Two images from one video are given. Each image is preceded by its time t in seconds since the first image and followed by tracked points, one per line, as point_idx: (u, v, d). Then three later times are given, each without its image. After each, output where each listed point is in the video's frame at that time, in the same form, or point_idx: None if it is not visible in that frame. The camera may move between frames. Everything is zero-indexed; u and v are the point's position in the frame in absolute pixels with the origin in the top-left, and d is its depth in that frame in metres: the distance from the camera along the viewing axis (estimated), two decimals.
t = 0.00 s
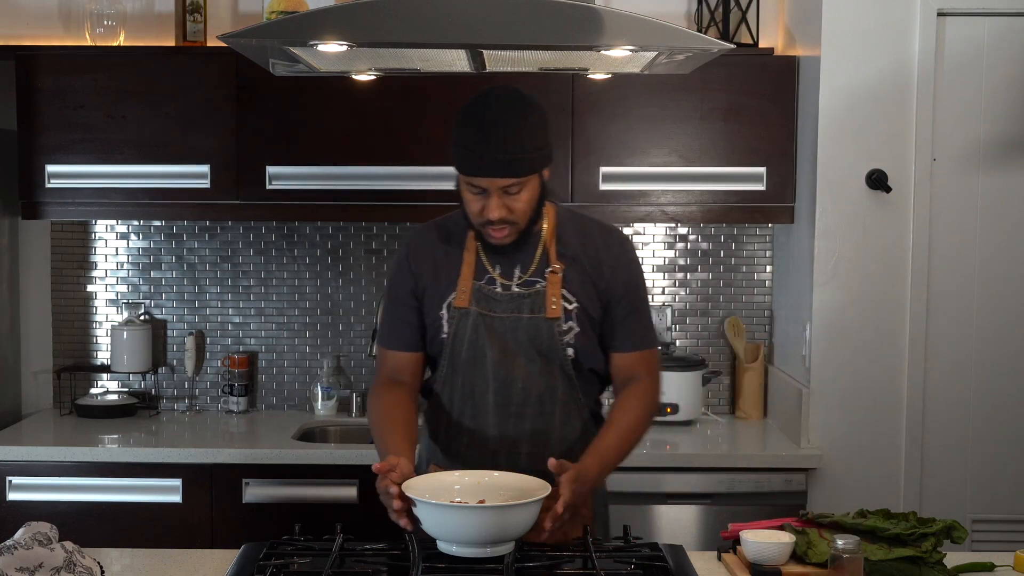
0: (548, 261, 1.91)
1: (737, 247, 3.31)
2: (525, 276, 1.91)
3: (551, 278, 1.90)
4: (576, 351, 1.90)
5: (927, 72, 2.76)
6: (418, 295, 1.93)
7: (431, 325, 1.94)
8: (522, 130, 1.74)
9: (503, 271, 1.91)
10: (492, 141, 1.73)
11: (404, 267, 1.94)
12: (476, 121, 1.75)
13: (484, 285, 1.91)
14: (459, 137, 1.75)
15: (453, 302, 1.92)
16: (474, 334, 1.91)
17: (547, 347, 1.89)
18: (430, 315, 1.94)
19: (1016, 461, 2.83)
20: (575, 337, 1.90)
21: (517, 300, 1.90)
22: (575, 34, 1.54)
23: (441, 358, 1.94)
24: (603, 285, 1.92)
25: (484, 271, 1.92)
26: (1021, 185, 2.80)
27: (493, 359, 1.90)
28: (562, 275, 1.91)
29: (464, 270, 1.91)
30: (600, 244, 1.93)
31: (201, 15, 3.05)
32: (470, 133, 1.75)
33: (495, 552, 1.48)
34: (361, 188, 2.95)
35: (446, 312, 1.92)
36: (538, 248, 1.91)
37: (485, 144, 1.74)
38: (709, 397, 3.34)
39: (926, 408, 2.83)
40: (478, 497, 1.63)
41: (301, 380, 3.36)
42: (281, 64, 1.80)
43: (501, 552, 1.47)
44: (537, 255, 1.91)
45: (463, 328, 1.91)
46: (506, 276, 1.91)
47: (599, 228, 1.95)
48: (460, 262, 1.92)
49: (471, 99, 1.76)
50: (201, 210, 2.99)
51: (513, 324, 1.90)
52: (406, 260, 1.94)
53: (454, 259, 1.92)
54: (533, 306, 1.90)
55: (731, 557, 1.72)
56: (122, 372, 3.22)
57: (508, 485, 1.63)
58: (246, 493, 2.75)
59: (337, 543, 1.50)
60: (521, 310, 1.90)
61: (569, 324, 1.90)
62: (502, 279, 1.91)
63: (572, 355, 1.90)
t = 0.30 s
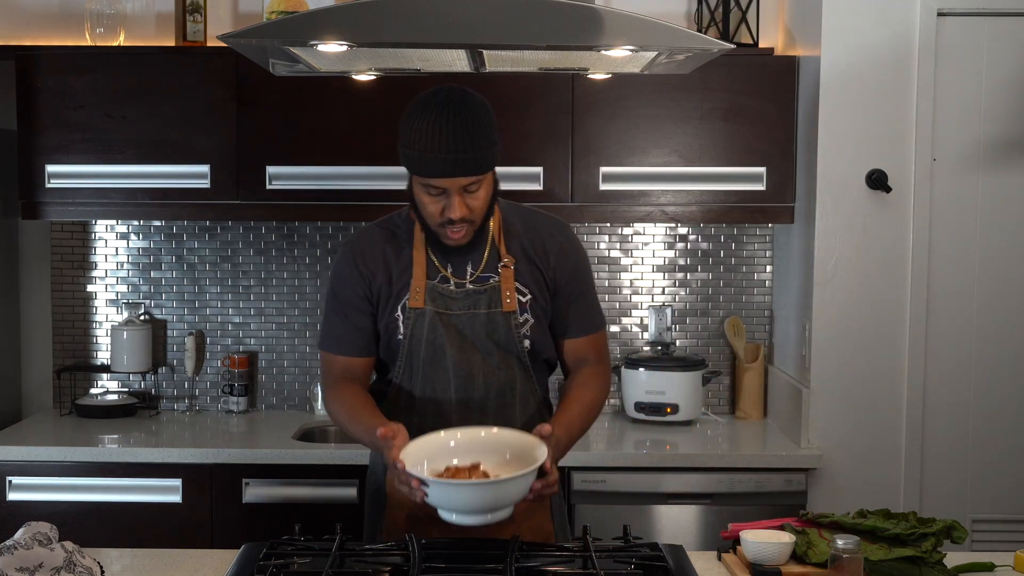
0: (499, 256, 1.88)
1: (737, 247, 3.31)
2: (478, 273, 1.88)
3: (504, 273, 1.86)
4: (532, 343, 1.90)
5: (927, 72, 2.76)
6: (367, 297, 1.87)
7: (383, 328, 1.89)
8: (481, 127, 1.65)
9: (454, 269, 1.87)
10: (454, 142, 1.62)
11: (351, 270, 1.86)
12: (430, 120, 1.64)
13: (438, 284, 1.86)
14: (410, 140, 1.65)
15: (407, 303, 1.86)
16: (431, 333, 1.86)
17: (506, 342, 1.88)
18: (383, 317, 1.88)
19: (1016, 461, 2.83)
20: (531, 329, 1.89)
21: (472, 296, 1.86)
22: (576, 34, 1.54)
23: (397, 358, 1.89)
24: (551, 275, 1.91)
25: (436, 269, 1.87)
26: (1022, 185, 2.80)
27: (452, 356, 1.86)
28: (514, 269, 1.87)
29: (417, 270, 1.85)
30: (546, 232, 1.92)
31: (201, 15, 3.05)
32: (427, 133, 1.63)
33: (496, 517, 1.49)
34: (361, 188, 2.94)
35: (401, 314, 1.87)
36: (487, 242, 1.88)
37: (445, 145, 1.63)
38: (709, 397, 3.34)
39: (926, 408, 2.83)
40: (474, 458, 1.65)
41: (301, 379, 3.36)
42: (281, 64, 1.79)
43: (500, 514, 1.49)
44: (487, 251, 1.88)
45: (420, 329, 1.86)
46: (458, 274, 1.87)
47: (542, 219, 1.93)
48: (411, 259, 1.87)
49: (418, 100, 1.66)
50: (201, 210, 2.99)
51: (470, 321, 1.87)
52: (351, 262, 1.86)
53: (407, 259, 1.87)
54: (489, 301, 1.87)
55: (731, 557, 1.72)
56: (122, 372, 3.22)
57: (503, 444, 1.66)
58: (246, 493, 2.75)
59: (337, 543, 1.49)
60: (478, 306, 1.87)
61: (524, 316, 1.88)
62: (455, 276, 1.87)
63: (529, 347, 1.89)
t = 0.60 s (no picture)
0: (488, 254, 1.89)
1: (737, 247, 3.31)
2: (467, 271, 1.88)
3: (493, 270, 1.87)
4: (522, 341, 1.90)
5: (927, 72, 2.76)
6: (356, 295, 1.87)
7: (371, 327, 1.88)
8: (473, 127, 1.65)
9: (443, 269, 1.87)
10: (447, 142, 1.62)
11: (339, 267, 1.86)
12: (422, 121, 1.64)
13: (427, 283, 1.86)
14: (403, 141, 1.65)
15: (397, 302, 1.85)
16: (420, 332, 1.85)
17: (494, 339, 1.88)
18: (371, 316, 1.88)
19: (1016, 461, 2.83)
20: (520, 327, 1.89)
21: (462, 295, 1.86)
22: (575, 34, 1.54)
23: (385, 357, 1.89)
24: (539, 274, 1.92)
25: (425, 268, 1.87)
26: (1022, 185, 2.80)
27: (442, 354, 1.86)
28: (503, 268, 1.88)
29: (406, 268, 1.85)
30: (534, 229, 1.92)
31: (201, 15, 3.05)
32: (419, 134, 1.63)
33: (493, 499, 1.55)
34: (361, 188, 2.94)
35: (389, 313, 1.86)
36: (476, 242, 1.89)
37: (438, 146, 1.62)
38: (709, 397, 3.34)
39: (926, 408, 2.83)
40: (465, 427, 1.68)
41: (301, 380, 3.36)
42: (281, 64, 1.79)
43: (499, 498, 1.53)
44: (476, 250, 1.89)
45: (409, 328, 1.85)
46: (447, 273, 1.87)
47: (528, 215, 1.94)
48: (400, 258, 1.87)
49: (412, 101, 1.66)
50: (201, 210, 2.99)
51: (459, 320, 1.86)
52: (340, 260, 1.86)
53: (395, 258, 1.87)
54: (479, 299, 1.86)
55: (731, 557, 1.72)
56: (122, 372, 3.22)
57: (493, 414, 1.68)
58: (246, 493, 2.75)
59: (337, 543, 1.49)
60: (467, 304, 1.86)
61: (513, 314, 1.88)
62: (444, 275, 1.87)
63: (519, 344, 1.89)
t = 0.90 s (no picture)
0: (486, 256, 1.89)
1: (737, 247, 3.31)
2: (466, 272, 1.87)
3: (492, 271, 1.86)
4: (519, 342, 1.90)
5: (926, 72, 2.76)
6: (354, 295, 1.87)
7: (369, 328, 1.88)
8: (476, 134, 1.65)
9: (442, 270, 1.87)
10: (451, 151, 1.62)
11: (337, 267, 1.85)
12: (426, 127, 1.63)
13: (426, 284, 1.85)
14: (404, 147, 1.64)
15: (395, 304, 1.85)
16: (418, 333, 1.85)
17: (492, 341, 1.88)
18: (369, 316, 1.88)
19: (1017, 461, 2.83)
20: (518, 328, 1.89)
21: (460, 296, 1.86)
22: (575, 34, 1.54)
23: (383, 359, 1.89)
24: (536, 275, 1.92)
25: (423, 269, 1.87)
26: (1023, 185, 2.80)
27: (439, 355, 1.86)
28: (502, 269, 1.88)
29: (404, 269, 1.84)
30: (533, 229, 1.93)
31: (201, 15, 3.05)
32: (423, 140, 1.63)
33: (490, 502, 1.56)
34: (360, 188, 2.94)
35: (387, 315, 1.86)
36: (474, 243, 1.88)
37: (441, 154, 1.62)
38: (709, 397, 3.34)
39: (926, 408, 2.83)
40: (459, 431, 1.67)
41: (301, 380, 3.36)
42: (281, 64, 1.79)
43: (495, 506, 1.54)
44: (474, 251, 1.88)
45: (407, 329, 1.85)
46: (446, 275, 1.87)
47: (525, 216, 1.94)
48: (398, 259, 1.87)
49: (414, 105, 1.65)
50: (201, 210, 2.99)
51: (457, 321, 1.86)
52: (337, 259, 1.86)
53: (393, 259, 1.87)
54: (477, 301, 1.86)
55: (731, 557, 1.72)
56: (122, 372, 3.22)
57: (489, 421, 1.67)
58: (246, 493, 2.75)
59: (337, 543, 1.49)
60: (465, 305, 1.86)
61: (511, 315, 1.88)
62: (442, 276, 1.87)
63: (516, 345, 1.90)
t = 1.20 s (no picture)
0: (484, 256, 1.89)
1: (737, 247, 3.31)
2: (465, 272, 1.87)
3: (490, 271, 1.86)
4: (517, 342, 1.90)
5: (926, 72, 2.76)
6: (353, 293, 1.86)
7: (367, 327, 1.87)
8: (481, 121, 1.66)
9: (441, 270, 1.87)
10: (462, 138, 1.63)
11: (336, 264, 1.85)
12: (433, 119, 1.63)
13: (424, 284, 1.85)
14: (415, 141, 1.64)
15: (394, 303, 1.85)
16: (416, 332, 1.85)
17: (490, 340, 1.88)
18: (368, 315, 1.87)
19: (1017, 461, 2.83)
20: (516, 328, 1.89)
21: (459, 296, 1.86)
22: (575, 34, 1.54)
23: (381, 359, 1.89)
24: (535, 276, 1.92)
25: (421, 269, 1.86)
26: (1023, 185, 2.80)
27: (437, 355, 1.86)
28: (500, 269, 1.87)
29: (402, 269, 1.84)
30: (531, 230, 1.93)
31: (201, 15, 3.05)
32: (433, 132, 1.63)
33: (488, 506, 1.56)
34: (360, 188, 2.94)
35: (385, 316, 1.86)
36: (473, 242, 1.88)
37: (453, 142, 1.62)
38: (709, 397, 3.34)
39: (926, 408, 2.83)
40: (454, 436, 1.68)
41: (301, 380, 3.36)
42: (281, 64, 1.79)
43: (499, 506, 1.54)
44: (473, 250, 1.88)
45: (405, 329, 1.85)
46: (445, 274, 1.87)
47: (523, 217, 1.94)
48: (397, 257, 1.86)
49: (415, 101, 1.66)
50: (201, 210, 2.99)
51: (456, 321, 1.86)
52: (336, 257, 1.85)
53: (391, 259, 1.86)
54: (475, 300, 1.86)
55: (731, 557, 1.72)
56: (122, 372, 3.22)
57: (487, 427, 1.68)
58: (246, 493, 2.75)
59: (337, 543, 1.49)
60: (464, 305, 1.86)
61: (509, 315, 1.88)
62: (441, 276, 1.87)
63: (514, 345, 1.90)
